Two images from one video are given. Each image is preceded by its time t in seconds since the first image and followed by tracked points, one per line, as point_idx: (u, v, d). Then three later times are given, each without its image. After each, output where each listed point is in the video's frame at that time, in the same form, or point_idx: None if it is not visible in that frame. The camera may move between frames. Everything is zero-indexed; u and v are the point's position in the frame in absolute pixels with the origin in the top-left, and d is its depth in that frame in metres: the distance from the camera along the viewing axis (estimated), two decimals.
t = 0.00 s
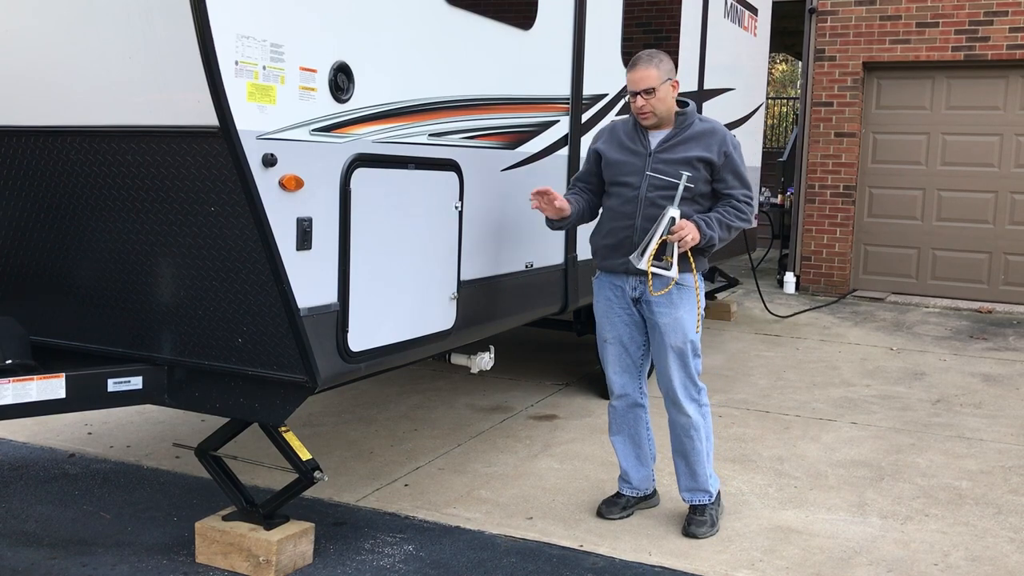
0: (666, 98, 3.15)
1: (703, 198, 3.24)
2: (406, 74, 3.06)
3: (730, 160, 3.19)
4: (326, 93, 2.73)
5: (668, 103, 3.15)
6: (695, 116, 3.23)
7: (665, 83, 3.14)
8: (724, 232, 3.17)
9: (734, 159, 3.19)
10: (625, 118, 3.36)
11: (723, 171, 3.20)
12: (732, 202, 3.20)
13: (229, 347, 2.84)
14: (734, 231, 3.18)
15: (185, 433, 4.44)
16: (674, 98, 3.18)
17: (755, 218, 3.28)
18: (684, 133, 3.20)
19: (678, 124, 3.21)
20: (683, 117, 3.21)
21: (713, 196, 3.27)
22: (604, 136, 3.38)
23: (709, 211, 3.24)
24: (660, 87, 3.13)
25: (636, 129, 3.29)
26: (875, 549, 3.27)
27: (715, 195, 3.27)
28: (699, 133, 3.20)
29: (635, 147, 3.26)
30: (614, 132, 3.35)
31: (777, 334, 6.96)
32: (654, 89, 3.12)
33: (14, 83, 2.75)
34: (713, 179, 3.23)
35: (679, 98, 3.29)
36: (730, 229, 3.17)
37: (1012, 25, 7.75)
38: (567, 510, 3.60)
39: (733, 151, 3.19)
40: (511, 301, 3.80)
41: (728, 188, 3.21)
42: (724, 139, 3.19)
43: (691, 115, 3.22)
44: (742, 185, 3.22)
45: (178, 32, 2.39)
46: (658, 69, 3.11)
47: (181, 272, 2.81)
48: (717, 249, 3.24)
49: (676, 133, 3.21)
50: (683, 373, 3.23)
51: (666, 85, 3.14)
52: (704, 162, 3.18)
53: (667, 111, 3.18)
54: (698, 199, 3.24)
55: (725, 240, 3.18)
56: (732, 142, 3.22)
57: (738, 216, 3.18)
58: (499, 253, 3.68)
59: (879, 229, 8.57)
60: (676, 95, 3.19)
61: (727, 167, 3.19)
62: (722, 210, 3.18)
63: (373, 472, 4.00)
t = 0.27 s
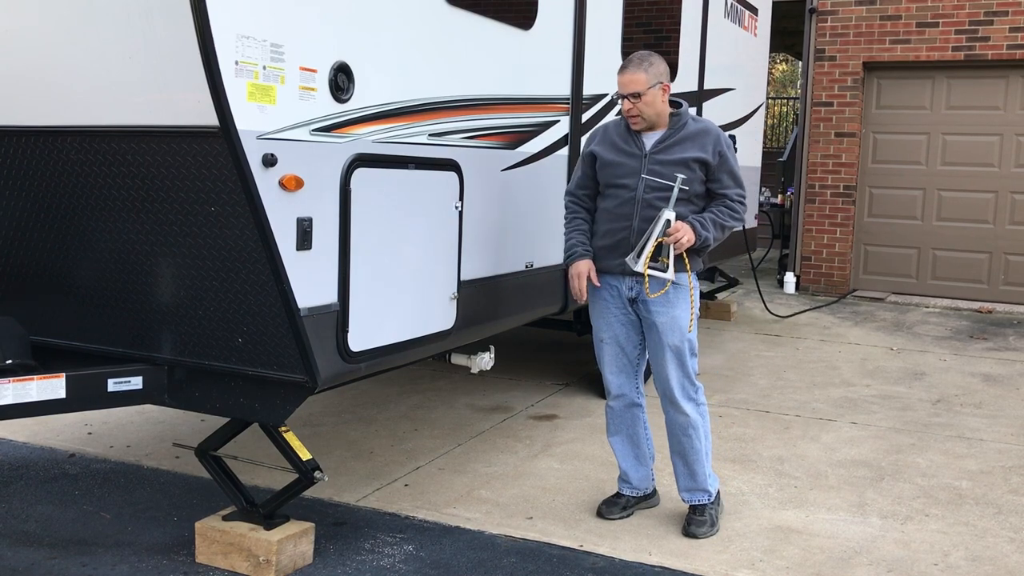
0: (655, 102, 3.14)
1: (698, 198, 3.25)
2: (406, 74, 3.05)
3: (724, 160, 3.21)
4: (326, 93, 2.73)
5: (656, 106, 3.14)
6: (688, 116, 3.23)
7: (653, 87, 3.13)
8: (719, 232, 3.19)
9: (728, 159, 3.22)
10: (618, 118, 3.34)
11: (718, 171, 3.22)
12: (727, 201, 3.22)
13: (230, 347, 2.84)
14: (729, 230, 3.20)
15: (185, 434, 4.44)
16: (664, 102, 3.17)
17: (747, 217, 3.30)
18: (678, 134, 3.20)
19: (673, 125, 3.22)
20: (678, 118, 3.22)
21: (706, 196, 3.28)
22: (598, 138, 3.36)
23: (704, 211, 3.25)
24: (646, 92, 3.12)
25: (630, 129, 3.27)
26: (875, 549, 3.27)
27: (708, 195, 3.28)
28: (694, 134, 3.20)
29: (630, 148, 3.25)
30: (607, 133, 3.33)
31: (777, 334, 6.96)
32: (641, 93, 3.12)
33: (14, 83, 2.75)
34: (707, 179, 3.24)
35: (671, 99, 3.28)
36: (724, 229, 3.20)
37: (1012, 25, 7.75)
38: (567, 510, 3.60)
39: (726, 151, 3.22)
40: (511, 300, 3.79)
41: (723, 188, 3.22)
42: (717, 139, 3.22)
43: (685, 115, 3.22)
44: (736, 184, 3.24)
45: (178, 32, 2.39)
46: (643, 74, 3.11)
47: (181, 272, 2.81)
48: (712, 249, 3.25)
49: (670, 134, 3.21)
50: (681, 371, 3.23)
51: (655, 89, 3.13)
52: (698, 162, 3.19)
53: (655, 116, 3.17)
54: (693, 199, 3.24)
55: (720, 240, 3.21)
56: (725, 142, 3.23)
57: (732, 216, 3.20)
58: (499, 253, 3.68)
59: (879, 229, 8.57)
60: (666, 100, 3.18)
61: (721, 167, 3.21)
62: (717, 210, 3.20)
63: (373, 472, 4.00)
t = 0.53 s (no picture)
0: (650, 103, 3.15)
1: (694, 197, 3.25)
2: (406, 74, 3.05)
3: (720, 159, 3.21)
4: (326, 93, 2.73)
5: (653, 106, 3.15)
6: (683, 115, 3.23)
7: (649, 87, 3.14)
8: (716, 229, 3.19)
9: (723, 158, 3.22)
10: (614, 119, 3.34)
11: (714, 170, 3.22)
12: (723, 200, 3.22)
13: (230, 347, 2.84)
14: (725, 228, 3.21)
15: (185, 434, 4.44)
16: (659, 102, 3.18)
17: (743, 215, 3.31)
18: (673, 133, 3.21)
19: (668, 124, 3.22)
20: (672, 118, 3.22)
21: (702, 195, 3.29)
22: (593, 139, 3.36)
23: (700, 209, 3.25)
24: (643, 92, 3.13)
25: (626, 130, 3.27)
26: (875, 549, 3.27)
27: (704, 194, 3.29)
28: (689, 133, 3.20)
29: (626, 148, 3.25)
30: (603, 134, 3.33)
31: (777, 334, 6.96)
32: (637, 94, 3.12)
33: (14, 83, 2.75)
34: (703, 177, 3.24)
35: (666, 99, 3.30)
36: (721, 226, 3.20)
37: (1012, 25, 7.75)
38: (567, 510, 3.60)
39: (722, 150, 3.22)
40: (511, 300, 3.79)
41: (719, 186, 3.23)
42: (713, 138, 3.21)
43: (680, 115, 3.23)
44: (731, 183, 3.24)
45: (177, 32, 2.39)
46: (639, 74, 3.11)
47: (181, 272, 2.81)
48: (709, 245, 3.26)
49: (666, 134, 3.21)
50: (680, 371, 3.23)
51: (650, 89, 3.14)
52: (694, 161, 3.19)
53: (650, 116, 3.18)
54: (689, 198, 3.24)
55: (716, 237, 3.21)
56: (721, 141, 3.23)
57: (729, 214, 3.21)
58: (499, 253, 3.68)
59: (879, 229, 8.57)
60: (661, 100, 3.19)
61: (717, 166, 3.22)
62: (713, 208, 3.20)
63: (373, 472, 4.00)
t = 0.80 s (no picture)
0: (650, 101, 3.14)
1: (690, 196, 3.25)
2: (406, 74, 3.05)
3: (716, 158, 3.21)
4: (326, 93, 2.72)
5: (652, 105, 3.15)
6: (680, 115, 3.23)
7: (649, 86, 3.13)
8: (714, 224, 3.18)
9: (720, 157, 3.22)
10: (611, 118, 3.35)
11: (710, 169, 3.22)
12: (721, 197, 3.22)
13: (230, 347, 2.84)
14: (724, 224, 3.20)
15: (185, 434, 4.44)
16: (658, 101, 3.17)
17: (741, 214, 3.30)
18: (669, 133, 3.21)
19: (664, 124, 3.22)
20: (669, 117, 3.21)
21: (699, 195, 3.29)
22: (590, 139, 3.36)
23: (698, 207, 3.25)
24: (643, 91, 3.12)
25: (622, 129, 3.27)
26: (875, 549, 3.27)
27: (702, 192, 3.29)
28: (685, 133, 3.20)
29: (622, 148, 3.25)
30: (599, 133, 3.33)
31: (777, 334, 6.96)
32: (637, 93, 3.11)
33: (14, 83, 2.75)
34: (699, 177, 3.24)
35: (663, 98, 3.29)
36: (720, 222, 3.19)
37: (1012, 25, 7.75)
38: (567, 510, 3.60)
39: (718, 149, 3.21)
40: (511, 300, 3.79)
41: (716, 185, 3.24)
42: (709, 137, 3.21)
43: (676, 114, 3.22)
44: (728, 181, 3.25)
45: (178, 32, 2.39)
46: (640, 73, 3.10)
47: (181, 272, 2.81)
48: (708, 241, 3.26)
49: (661, 134, 3.21)
50: (678, 371, 3.23)
51: (650, 88, 3.13)
52: (690, 161, 3.19)
53: (650, 115, 3.17)
54: (686, 197, 3.24)
55: (715, 232, 3.21)
56: (718, 140, 3.23)
57: (727, 210, 3.20)
58: (499, 253, 3.68)
59: (879, 229, 8.57)
60: (659, 98, 3.19)
61: (713, 165, 3.22)
62: (712, 203, 3.19)
63: (373, 472, 4.00)
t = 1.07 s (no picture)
0: (655, 96, 3.16)
1: (688, 196, 3.25)
2: (406, 74, 3.05)
3: (715, 159, 3.21)
4: (326, 93, 2.73)
5: (656, 101, 3.16)
6: (679, 115, 3.24)
7: (654, 82, 3.14)
8: (712, 225, 3.18)
9: (719, 158, 3.22)
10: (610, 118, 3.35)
11: (708, 170, 3.22)
12: (719, 197, 3.22)
13: (230, 347, 2.84)
14: (721, 225, 3.20)
15: (185, 433, 4.44)
16: (661, 97, 3.19)
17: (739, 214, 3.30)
18: (668, 133, 3.21)
19: (663, 124, 3.22)
20: (668, 117, 3.22)
21: (697, 195, 3.29)
22: (589, 138, 3.36)
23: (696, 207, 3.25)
24: (649, 86, 3.13)
25: (621, 129, 3.27)
26: (875, 549, 3.27)
27: (700, 193, 3.29)
28: (684, 132, 3.21)
29: (621, 148, 3.25)
30: (599, 133, 3.33)
31: (777, 334, 6.96)
32: (644, 87, 3.12)
33: (14, 83, 2.74)
34: (698, 177, 3.24)
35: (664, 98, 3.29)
36: (717, 223, 3.19)
37: (1012, 25, 7.75)
38: (567, 510, 3.60)
39: (717, 150, 3.22)
40: (511, 300, 3.80)
41: (714, 186, 3.24)
42: (708, 137, 3.21)
43: (675, 114, 3.22)
44: (727, 182, 3.25)
45: (177, 32, 2.39)
46: (646, 69, 3.11)
47: (181, 272, 2.81)
48: (705, 242, 3.26)
49: (660, 134, 3.21)
50: (677, 371, 3.23)
51: (655, 83, 3.15)
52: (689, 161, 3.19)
53: (654, 111, 3.19)
54: (684, 197, 3.25)
55: (712, 233, 3.20)
56: (717, 140, 3.23)
57: (725, 211, 3.20)
58: (499, 253, 3.68)
59: (879, 229, 8.57)
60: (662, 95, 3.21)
61: (712, 166, 3.22)
62: (709, 204, 3.19)
63: (373, 472, 4.00)
